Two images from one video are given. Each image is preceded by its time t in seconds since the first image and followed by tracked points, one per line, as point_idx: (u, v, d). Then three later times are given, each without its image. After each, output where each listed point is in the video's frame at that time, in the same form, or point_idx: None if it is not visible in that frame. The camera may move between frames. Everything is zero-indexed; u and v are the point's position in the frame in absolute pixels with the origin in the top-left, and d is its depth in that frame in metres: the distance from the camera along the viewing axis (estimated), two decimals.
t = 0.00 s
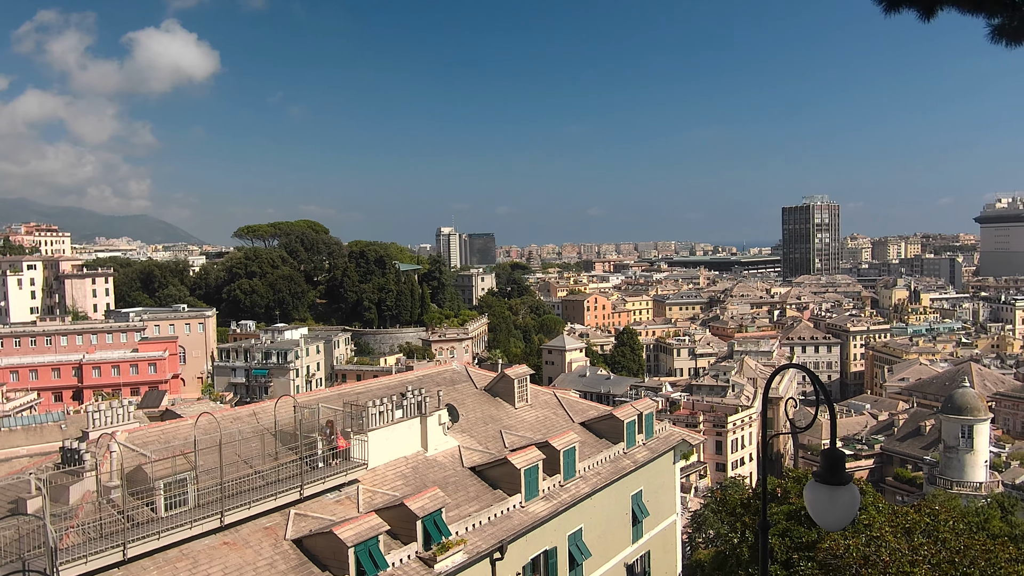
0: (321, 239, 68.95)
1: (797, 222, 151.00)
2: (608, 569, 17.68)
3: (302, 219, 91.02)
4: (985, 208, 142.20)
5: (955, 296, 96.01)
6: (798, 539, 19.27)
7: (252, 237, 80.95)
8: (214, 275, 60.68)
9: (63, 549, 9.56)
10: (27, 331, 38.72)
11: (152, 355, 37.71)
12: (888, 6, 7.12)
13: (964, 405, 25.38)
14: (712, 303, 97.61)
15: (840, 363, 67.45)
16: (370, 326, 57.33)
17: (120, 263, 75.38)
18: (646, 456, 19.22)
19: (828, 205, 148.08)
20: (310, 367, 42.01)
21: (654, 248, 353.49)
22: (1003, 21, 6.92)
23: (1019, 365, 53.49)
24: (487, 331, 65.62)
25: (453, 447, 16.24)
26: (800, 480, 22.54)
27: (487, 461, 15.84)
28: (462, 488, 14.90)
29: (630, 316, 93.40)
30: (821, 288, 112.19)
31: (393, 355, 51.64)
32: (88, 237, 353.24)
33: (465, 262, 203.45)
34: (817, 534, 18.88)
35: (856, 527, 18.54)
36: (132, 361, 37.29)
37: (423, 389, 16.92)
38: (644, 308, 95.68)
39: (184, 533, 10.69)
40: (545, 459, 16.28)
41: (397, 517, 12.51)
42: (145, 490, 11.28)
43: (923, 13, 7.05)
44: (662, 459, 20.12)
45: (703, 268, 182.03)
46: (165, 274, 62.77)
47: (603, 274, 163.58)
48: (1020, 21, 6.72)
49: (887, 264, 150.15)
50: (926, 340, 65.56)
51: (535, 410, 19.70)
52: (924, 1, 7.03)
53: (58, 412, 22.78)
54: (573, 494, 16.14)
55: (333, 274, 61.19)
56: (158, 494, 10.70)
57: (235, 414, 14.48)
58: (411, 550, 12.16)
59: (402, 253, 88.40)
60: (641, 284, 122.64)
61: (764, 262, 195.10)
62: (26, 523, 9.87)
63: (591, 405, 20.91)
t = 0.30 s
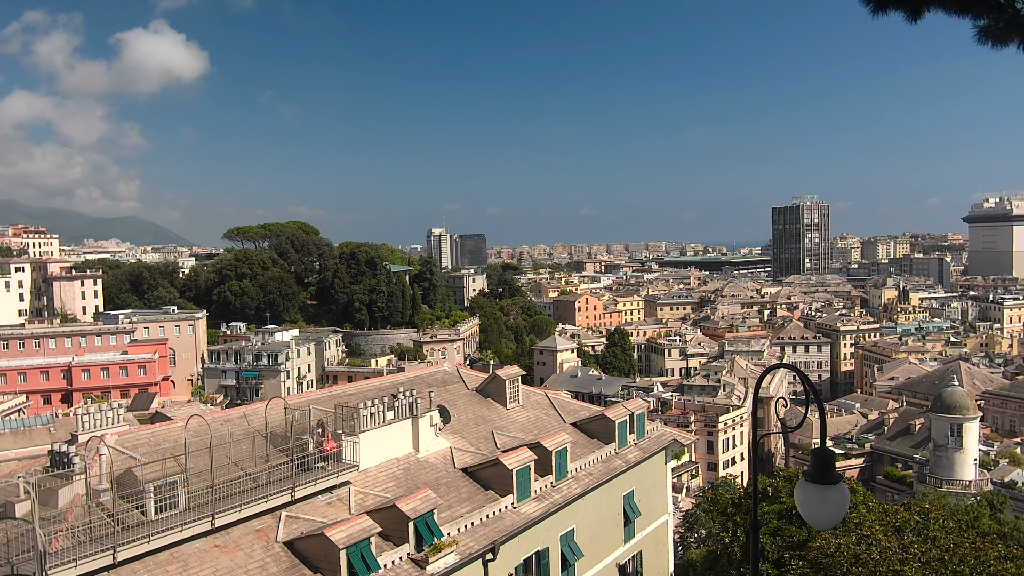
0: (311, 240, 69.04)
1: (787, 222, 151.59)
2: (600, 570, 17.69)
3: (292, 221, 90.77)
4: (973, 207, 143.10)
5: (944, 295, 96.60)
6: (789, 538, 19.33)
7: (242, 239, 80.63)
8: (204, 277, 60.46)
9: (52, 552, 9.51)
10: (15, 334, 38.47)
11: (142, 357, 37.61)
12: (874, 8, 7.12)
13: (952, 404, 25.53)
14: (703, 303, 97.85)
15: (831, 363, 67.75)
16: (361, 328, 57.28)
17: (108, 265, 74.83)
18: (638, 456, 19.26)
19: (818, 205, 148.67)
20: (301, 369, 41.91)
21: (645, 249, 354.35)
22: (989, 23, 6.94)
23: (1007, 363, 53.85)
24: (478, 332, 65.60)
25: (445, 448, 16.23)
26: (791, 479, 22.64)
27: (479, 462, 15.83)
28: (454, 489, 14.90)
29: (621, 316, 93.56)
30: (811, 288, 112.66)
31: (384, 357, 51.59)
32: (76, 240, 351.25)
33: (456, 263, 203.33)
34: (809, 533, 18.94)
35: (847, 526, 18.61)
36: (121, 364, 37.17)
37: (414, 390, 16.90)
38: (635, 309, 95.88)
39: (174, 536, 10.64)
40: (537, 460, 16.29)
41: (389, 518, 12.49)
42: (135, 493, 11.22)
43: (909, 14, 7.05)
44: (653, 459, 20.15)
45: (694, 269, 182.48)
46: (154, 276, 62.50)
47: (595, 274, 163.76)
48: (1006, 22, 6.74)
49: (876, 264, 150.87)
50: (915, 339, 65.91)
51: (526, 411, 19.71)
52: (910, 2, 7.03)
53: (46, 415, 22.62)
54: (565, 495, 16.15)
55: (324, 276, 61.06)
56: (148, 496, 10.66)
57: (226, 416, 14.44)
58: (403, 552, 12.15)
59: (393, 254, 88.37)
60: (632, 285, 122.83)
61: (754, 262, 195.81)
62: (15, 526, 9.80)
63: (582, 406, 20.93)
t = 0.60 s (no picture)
0: (305, 241, 68.78)
1: (781, 223, 151.84)
2: (595, 571, 17.69)
3: (286, 222, 90.67)
4: (966, 209, 143.52)
5: (937, 296, 96.87)
6: (784, 539, 19.35)
7: (236, 240, 80.45)
8: (198, 278, 60.29)
9: (44, 555, 9.45)
10: (8, 336, 38.33)
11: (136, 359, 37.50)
12: (868, 9, 7.14)
13: (946, 405, 25.61)
14: (697, 304, 97.89)
15: (824, 364, 67.90)
16: (355, 329, 57.31)
17: (102, 266, 74.53)
18: (632, 457, 19.27)
19: (812, 207, 148.88)
20: (295, 370, 41.80)
21: (639, 250, 354.82)
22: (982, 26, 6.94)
23: (1000, 364, 54.03)
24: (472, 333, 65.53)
25: (440, 450, 16.21)
26: (785, 480, 22.67)
27: (473, 463, 15.81)
28: (448, 491, 14.88)
29: (615, 317, 93.64)
30: (805, 289, 112.87)
31: (379, 358, 51.53)
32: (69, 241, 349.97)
33: (450, 264, 203.17)
34: (802, 533, 18.97)
35: (841, 527, 18.64)
36: (115, 366, 37.06)
37: (409, 391, 16.87)
38: (629, 310, 95.96)
39: (167, 538, 10.59)
40: (531, 461, 16.29)
41: (383, 520, 12.48)
42: (128, 495, 11.17)
43: (903, 16, 7.06)
44: (648, 460, 20.16)
45: (688, 270, 182.73)
46: (148, 277, 62.39)
47: (589, 276, 163.95)
48: (997, 25, 6.75)
49: (870, 266, 151.27)
50: (909, 340, 66.07)
51: (521, 412, 19.69)
52: (904, 4, 7.04)
53: (39, 417, 22.53)
54: (560, 496, 16.14)
55: (318, 277, 60.95)
56: (141, 499, 10.60)
57: (219, 418, 14.39)
58: (397, 554, 12.11)
59: (387, 255, 88.31)
60: (627, 286, 122.95)
61: (748, 263, 196.07)
62: (7, 529, 9.74)
63: (577, 407, 20.94)
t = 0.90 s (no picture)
0: (294, 242, 68.38)
1: (770, 225, 152.43)
2: (584, 572, 17.69)
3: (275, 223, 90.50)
4: (953, 210, 144.49)
5: (924, 297, 97.48)
6: (772, 539, 19.41)
7: (224, 241, 80.12)
8: (186, 279, 59.99)
9: (30, 558, 9.38)
10: None
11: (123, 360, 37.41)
12: (855, 12, 7.03)
13: (932, 405, 25.80)
14: (686, 305, 98.07)
15: (813, 365, 68.21)
16: (345, 330, 57.32)
17: (89, 267, 74.06)
18: (622, 458, 19.30)
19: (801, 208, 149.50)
20: (284, 372, 41.65)
21: (630, 250, 355.44)
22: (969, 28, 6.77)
23: (986, 365, 54.40)
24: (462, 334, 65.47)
25: (429, 451, 16.18)
26: (774, 480, 22.76)
27: (463, 465, 15.79)
28: (438, 492, 14.85)
29: (605, 318, 93.85)
30: (794, 290, 113.43)
31: (368, 359, 51.62)
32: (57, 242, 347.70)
33: (441, 265, 202.99)
34: (791, 533, 19.04)
35: (829, 527, 18.71)
36: (102, 367, 36.90)
37: (398, 393, 16.83)
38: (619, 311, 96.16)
39: (155, 540, 10.53)
40: (521, 462, 16.29)
41: (372, 522, 12.46)
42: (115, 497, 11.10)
43: (889, 19, 6.90)
44: (637, 461, 20.19)
45: (678, 271, 183.19)
46: (135, 278, 62.23)
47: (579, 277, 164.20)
48: (984, 28, 6.59)
49: (858, 267, 152.19)
50: (896, 341, 66.44)
51: (511, 413, 19.68)
52: (890, 7, 6.94)
53: (24, 419, 22.33)
54: (549, 497, 16.14)
55: (307, 279, 60.79)
56: (129, 501, 10.54)
57: (207, 420, 14.32)
58: (386, 555, 12.08)
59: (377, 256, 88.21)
60: (616, 287, 123.19)
61: (737, 265, 196.84)
62: None
63: (566, 408, 20.96)
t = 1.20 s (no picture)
0: (281, 243, 68.04)
1: (757, 226, 153.12)
2: (572, 573, 17.71)
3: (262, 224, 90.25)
4: (937, 211, 145.67)
5: (909, 298, 98.21)
6: (759, 539, 19.48)
7: (211, 242, 79.68)
8: (172, 280, 59.64)
9: (13, 562, 9.30)
10: None
11: (109, 362, 37.17)
12: (839, 14, 6.98)
13: (918, 405, 26.03)
14: (674, 306, 98.35)
15: (800, 365, 68.59)
16: (332, 331, 57.16)
17: (74, 268, 73.45)
18: (610, 458, 19.33)
19: (787, 210, 150.26)
20: (272, 374, 41.53)
21: (619, 251, 356.25)
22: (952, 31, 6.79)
23: (970, 365, 54.87)
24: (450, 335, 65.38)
25: (417, 453, 16.17)
26: (761, 480, 22.87)
27: (451, 466, 15.78)
28: (426, 494, 14.83)
29: (593, 319, 94.04)
30: (780, 291, 114.00)
31: (356, 361, 51.58)
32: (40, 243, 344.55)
33: (428, 266, 202.69)
34: (778, 533, 19.11)
35: (816, 526, 18.82)
36: (87, 369, 36.60)
37: (385, 394, 16.79)
38: (608, 312, 96.43)
39: (141, 544, 10.46)
40: (509, 463, 16.29)
41: (360, 524, 12.42)
42: (100, 501, 11.02)
43: (874, 22, 6.89)
44: (625, 461, 20.23)
45: (665, 272, 183.76)
46: (121, 280, 61.84)
47: (567, 278, 164.31)
48: (967, 30, 6.63)
49: (845, 267, 153.14)
50: (882, 341, 66.91)
51: (499, 414, 19.68)
52: (875, 9, 6.88)
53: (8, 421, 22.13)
54: (537, 498, 16.14)
55: (294, 280, 60.58)
56: (114, 504, 10.47)
57: (194, 422, 14.25)
58: (375, 557, 12.04)
59: (365, 257, 88.04)
60: (604, 288, 123.41)
61: (724, 266, 197.70)
62: None
63: (554, 409, 20.97)
